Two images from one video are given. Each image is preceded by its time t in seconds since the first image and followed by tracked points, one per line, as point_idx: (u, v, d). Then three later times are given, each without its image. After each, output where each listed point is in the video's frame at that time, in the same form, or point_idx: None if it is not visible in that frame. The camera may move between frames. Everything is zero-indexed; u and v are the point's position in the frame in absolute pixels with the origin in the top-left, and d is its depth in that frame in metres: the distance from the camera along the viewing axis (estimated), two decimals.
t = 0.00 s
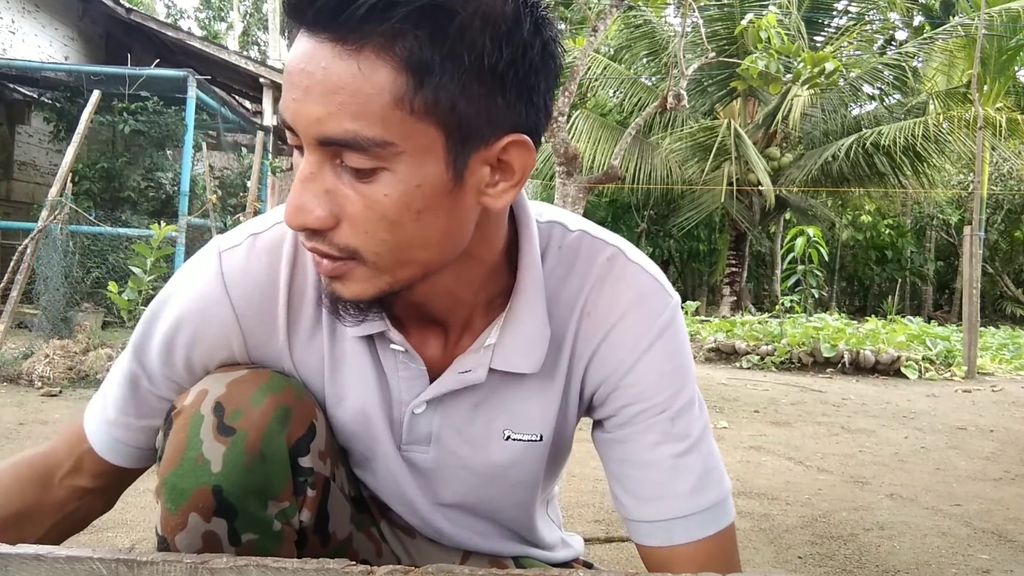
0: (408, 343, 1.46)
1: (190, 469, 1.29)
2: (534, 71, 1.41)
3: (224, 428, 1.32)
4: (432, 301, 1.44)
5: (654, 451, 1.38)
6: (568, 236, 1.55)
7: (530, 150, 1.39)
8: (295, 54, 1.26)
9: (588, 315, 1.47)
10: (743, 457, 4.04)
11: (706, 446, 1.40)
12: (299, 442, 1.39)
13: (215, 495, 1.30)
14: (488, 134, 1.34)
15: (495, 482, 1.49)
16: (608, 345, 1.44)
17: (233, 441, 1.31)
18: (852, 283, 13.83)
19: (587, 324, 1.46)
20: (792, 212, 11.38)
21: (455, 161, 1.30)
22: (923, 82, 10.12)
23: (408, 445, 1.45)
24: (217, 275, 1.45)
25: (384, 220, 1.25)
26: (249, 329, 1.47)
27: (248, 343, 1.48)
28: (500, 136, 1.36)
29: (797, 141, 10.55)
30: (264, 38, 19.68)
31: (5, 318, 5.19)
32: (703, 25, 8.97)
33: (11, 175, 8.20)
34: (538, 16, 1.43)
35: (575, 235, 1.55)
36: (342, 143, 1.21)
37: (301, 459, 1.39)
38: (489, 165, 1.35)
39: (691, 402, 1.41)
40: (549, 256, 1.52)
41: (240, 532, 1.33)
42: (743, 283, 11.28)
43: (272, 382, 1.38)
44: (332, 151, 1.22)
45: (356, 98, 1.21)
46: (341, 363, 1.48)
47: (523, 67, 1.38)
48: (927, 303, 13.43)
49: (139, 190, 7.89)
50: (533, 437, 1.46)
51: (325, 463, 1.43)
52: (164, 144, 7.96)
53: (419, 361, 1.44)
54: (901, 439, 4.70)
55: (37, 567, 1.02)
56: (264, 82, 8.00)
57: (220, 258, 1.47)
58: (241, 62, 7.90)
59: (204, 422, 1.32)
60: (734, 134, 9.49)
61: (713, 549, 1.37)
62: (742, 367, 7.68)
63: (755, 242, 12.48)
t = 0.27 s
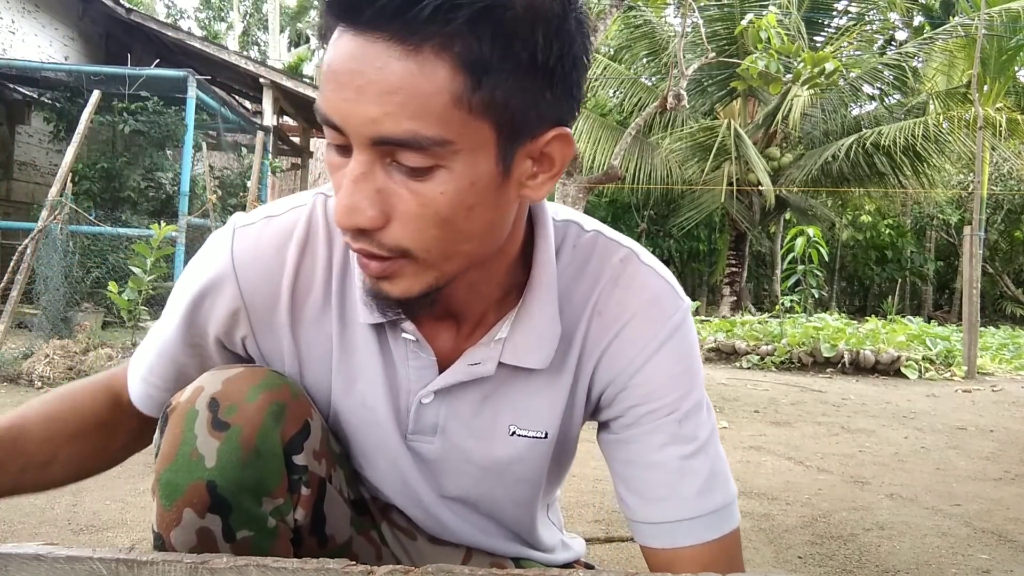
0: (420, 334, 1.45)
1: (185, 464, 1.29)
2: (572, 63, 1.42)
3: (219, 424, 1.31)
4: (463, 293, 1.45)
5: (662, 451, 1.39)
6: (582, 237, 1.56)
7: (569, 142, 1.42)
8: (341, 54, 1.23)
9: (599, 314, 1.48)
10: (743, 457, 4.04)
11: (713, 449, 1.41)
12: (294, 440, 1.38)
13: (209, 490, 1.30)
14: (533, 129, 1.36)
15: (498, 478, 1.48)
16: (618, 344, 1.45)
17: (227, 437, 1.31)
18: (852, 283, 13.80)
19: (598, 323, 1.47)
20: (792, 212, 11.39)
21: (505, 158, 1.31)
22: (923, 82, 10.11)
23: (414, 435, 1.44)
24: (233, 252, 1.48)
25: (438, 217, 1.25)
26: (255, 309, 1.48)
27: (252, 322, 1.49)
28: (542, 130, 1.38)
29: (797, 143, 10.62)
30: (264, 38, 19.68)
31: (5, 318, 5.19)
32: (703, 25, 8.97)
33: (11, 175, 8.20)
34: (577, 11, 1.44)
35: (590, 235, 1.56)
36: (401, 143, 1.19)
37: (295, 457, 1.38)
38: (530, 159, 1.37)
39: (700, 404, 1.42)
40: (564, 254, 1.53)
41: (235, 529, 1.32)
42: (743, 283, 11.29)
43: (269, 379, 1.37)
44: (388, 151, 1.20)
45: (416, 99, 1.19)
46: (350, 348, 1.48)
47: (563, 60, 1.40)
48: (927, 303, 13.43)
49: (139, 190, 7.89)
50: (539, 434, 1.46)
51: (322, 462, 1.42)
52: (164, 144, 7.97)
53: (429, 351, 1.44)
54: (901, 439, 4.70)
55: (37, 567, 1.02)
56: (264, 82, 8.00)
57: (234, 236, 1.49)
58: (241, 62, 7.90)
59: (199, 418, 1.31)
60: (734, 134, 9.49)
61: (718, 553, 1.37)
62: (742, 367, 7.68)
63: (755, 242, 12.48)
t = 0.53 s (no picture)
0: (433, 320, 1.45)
1: (191, 462, 1.29)
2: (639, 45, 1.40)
3: (225, 422, 1.31)
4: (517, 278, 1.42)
5: (666, 449, 1.39)
6: (595, 237, 1.60)
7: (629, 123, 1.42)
8: (459, 61, 1.14)
9: (606, 313, 1.51)
10: (743, 457, 4.04)
11: (718, 449, 1.41)
12: (299, 439, 1.38)
13: (215, 489, 1.30)
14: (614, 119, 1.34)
15: (501, 469, 1.48)
16: (625, 341, 1.48)
17: (234, 435, 1.31)
18: (852, 283, 13.78)
19: (605, 321, 1.50)
20: (792, 212, 11.40)
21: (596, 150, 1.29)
22: (923, 82, 10.10)
23: (419, 421, 1.44)
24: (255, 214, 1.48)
25: (549, 218, 1.22)
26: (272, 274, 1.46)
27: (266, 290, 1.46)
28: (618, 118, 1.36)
29: (797, 142, 10.61)
30: (264, 38, 19.70)
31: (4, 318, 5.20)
32: (703, 25, 8.97)
33: (11, 175, 8.20)
34: None
35: (601, 236, 1.60)
36: (531, 153, 1.14)
37: (300, 456, 1.38)
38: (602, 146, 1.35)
39: (705, 404, 1.44)
40: (576, 251, 1.56)
41: (240, 528, 1.32)
42: (744, 283, 11.30)
43: (276, 378, 1.36)
44: (516, 160, 1.15)
45: (553, 106, 1.14)
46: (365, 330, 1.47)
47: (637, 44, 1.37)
48: (927, 303, 13.44)
49: (139, 190, 7.89)
50: (541, 427, 1.46)
51: (327, 463, 1.42)
52: (164, 144, 7.97)
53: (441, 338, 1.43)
54: (901, 438, 4.70)
55: (36, 567, 1.01)
56: (265, 82, 8.00)
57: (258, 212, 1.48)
58: (241, 62, 7.90)
59: (204, 416, 1.31)
60: (734, 134, 9.49)
61: (718, 552, 1.37)
62: (742, 367, 7.68)
63: (755, 242, 12.48)
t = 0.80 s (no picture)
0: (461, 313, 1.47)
1: (184, 467, 1.28)
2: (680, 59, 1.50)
3: (220, 425, 1.29)
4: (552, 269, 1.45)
5: (675, 432, 1.45)
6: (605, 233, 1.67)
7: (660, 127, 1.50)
8: (544, 54, 1.21)
9: (618, 304, 1.57)
10: (743, 457, 4.04)
11: (723, 434, 1.47)
12: (293, 440, 1.37)
13: (211, 492, 1.28)
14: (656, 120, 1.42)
15: (515, 460, 1.51)
16: (636, 331, 1.54)
17: (229, 438, 1.29)
18: (853, 283, 13.76)
19: (617, 313, 1.56)
20: (792, 212, 11.40)
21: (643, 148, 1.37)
22: (924, 81, 10.10)
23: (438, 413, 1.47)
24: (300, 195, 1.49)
25: (606, 207, 1.28)
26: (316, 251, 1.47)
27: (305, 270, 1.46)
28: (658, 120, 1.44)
29: (797, 143, 10.63)
30: (264, 38, 19.69)
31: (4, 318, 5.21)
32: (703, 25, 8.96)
33: (11, 175, 8.20)
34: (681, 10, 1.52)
35: (611, 233, 1.67)
36: (603, 144, 1.21)
37: (296, 457, 1.37)
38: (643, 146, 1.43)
39: (710, 392, 1.51)
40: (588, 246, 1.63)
41: (237, 532, 1.29)
42: (743, 283, 11.30)
43: (268, 380, 1.35)
44: (588, 150, 1.21)
45: (627, 102, 1.21)
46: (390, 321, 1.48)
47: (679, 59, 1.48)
48: (927, 303, 13.42)
49: (139, 190, 7.88)
50: (557, 417, 1.50)
51: (320, 465, 1.41)
52: (164, 144, 7.97)
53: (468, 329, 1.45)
54: (901, 438, 4.70)
55: (36, 567, 1.01)
56: (265, 82, 8.00)
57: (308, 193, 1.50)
58: (241, 62, 7.90)
59: (198, 419, 1.29)
60: (734, 134, 9.48)
61: (724, 532, 1.41)
62: (742, 367, 7.68)
63: (755, 242, 12.46)
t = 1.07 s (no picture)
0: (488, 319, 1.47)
1: (180, 472, 1.28)
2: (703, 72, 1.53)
3: (215, 429, 1.30)
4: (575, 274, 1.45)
5: (680, 420, 1.47)
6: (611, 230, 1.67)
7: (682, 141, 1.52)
8: (578, 46, 1.22)
9: (626, 299, 1.57)
10: (743, 457, 4.04)
11: (725, 422, 1.50)
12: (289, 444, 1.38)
13: (207, 496, 1.28)
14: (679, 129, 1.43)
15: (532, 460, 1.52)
16: (642, 323, 1.55)
17: (224, 442, 1.30)
18: (853, 283, 13.75)
19: (624, 307, 1.56)
20: (792, 212, 11.41)
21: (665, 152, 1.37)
22: (923, 81, 10.10)
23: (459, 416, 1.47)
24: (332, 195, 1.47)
25: (627, 204, 1.28)
26: (353, 257, 1.46)
27: (341, 279, 1.45)
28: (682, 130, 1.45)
29: (797, 143, 10.64)
30: (264, 38, 19.68)
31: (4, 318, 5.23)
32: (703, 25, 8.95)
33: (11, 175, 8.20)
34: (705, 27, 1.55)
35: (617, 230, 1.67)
36: (628, 136, 1.21)
37: (291, 460, 1.37)
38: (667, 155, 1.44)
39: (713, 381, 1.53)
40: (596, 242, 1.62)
41: (233, 536, 1.29)
42: (743, 283, 11.30)
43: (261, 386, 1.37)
44: (613, 141, 1.21)
45: (655, 101, 1.23)
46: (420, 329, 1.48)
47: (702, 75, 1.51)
48: (927, 303, 13.42)
49: (139, 190, 7.88)
50: (577, 415, 1.51)
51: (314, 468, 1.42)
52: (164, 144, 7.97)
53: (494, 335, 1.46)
54: (901, 439, 4.70)
55: (36, 567, 1.00)
56: (265, 82, 8.00)
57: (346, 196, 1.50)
58: (241, 62, 7.90)
59: (193, 424, 1.30)
60: (734, 134, 9.48)
61: (728, 516, 1.43)
62: (742, 367, 7.68)
63: (755, 242, 12.46)
